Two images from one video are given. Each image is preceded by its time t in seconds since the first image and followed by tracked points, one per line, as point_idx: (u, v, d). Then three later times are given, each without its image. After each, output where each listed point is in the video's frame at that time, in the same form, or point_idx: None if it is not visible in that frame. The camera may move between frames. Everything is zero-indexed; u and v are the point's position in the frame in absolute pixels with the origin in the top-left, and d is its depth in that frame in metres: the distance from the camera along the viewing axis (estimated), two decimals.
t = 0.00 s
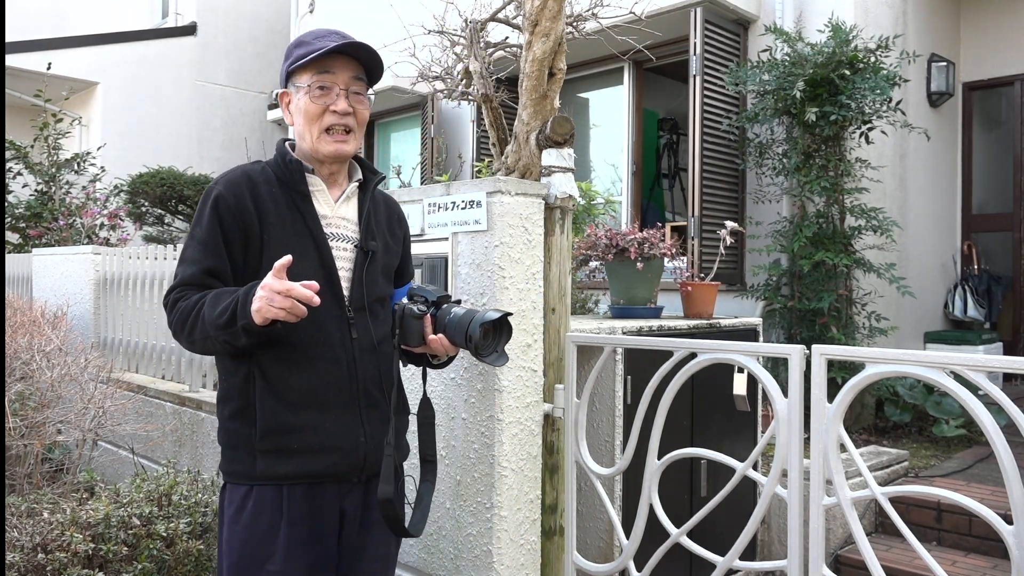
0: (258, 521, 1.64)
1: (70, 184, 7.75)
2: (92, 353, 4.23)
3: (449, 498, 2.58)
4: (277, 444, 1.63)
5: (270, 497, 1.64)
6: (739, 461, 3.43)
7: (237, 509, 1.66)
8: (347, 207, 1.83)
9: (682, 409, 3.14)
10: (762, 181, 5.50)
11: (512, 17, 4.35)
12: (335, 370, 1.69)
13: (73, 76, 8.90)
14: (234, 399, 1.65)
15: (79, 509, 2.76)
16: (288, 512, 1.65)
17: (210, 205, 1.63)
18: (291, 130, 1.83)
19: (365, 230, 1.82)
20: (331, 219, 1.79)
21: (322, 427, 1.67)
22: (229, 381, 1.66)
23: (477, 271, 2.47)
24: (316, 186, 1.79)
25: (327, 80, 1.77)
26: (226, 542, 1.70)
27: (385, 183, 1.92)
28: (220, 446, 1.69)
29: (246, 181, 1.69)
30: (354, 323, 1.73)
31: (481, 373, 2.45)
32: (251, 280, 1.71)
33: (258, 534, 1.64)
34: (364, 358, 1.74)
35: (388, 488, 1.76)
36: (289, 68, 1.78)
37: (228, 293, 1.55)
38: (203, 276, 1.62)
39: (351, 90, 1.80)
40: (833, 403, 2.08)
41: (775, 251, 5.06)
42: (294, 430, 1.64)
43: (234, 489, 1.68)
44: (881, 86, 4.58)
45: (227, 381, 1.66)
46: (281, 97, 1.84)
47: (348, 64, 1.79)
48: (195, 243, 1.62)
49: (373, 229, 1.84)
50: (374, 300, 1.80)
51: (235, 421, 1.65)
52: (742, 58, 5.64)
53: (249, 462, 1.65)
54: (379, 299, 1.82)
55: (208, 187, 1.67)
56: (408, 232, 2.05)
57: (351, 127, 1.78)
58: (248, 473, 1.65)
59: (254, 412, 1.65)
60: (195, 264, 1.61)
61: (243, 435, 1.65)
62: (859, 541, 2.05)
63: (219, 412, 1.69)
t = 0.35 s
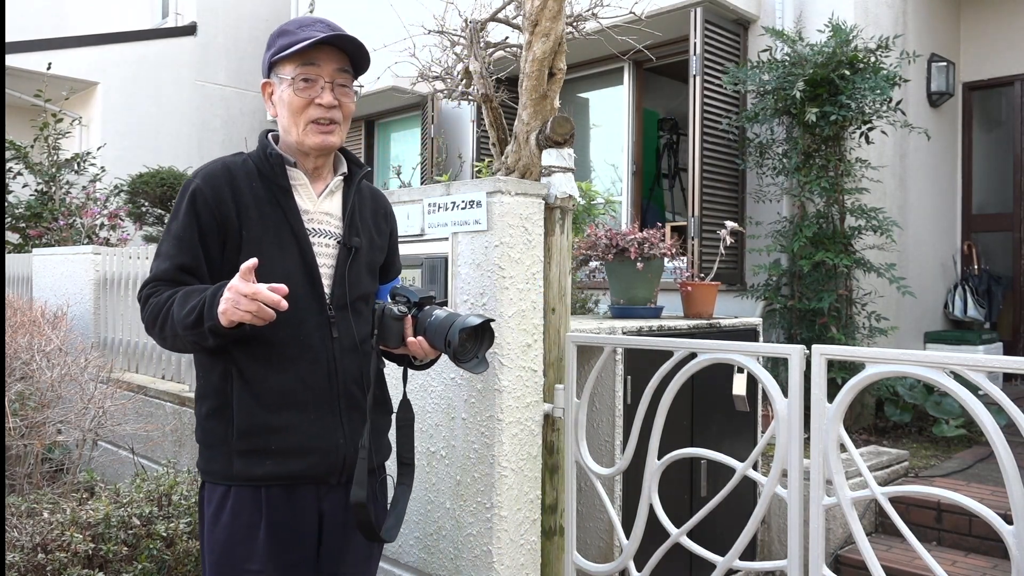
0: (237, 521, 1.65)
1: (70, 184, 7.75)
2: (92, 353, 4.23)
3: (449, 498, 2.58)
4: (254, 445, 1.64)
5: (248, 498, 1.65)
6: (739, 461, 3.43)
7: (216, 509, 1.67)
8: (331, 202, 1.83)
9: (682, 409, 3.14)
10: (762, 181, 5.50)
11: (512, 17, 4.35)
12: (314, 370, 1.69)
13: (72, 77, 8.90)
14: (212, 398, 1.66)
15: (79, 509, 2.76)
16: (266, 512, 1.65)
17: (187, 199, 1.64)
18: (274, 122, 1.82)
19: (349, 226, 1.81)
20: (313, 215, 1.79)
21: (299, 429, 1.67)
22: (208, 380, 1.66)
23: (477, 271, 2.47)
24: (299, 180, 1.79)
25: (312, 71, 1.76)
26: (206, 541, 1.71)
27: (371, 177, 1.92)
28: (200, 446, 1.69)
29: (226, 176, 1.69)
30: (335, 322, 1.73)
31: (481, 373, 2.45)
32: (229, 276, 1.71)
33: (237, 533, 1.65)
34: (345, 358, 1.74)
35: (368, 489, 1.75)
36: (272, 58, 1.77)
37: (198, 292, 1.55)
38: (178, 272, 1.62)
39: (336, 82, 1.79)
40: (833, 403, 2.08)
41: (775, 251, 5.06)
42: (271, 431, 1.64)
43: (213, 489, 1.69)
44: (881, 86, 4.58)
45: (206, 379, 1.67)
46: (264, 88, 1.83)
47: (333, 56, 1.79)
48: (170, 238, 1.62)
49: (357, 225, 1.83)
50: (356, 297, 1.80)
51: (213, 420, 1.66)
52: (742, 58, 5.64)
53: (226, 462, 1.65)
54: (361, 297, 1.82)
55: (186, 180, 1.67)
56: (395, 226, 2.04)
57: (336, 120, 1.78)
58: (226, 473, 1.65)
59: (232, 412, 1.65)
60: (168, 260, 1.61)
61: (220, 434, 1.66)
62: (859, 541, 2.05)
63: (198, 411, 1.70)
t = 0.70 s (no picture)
0: (234, 523, 1.65)
1: (70, 183, 7.75)
2: (92, 353, 4.23)
3: (449, 498, 2.58)
4: (251, 447, 1.64)
5: (244, 500, 1.65)
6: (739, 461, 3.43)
7: (212, 512, 1.67)
8: (325, 202, 1.84)
9: (682, 409, 3.14)
10: (762, 181, 5.50)
11: (511, 17, 4.35)
12: (311, 372, 1.69)
13: (72, 77, 8.90)
14: (206, 400, 1.65)
15: (79, 509, 2.77)
16: (263, 514, 1.65)
17: (179, 199, 1.63)
18: (267, 118, 1.81)
19: (344, 226, 1.82)
20: (307, 214, 1.79)
21: (296, 431, 1.67)
22: (203, 380, 1.66)
23: (477, 271, 2.47)
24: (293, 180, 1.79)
25: (309, 70, 1.76)
26: (202, 543, 1.71)
27: (365, 174, 1.93)
28: (195, 449, 1.69)
29: (218, 175, 1.68)
30: (332, 323, 1.73)
31: (481, 373, 2.45)
32: (222, 277, 1.71)
33: (234, 535, 1.65)
34: (342, 360, 1.74)
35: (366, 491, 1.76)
36: (269, 55, 1.76)
37: (194, 294, 1.55)
38: (172, 274, 1.61)
39: (332, 81, 1.79)
40: (833, 403, 2.08)
41: (775, 251, 5.05)
42: (267, 434, 1.64)
43: (209, 491, 1.68)
44: (881, 86, 4.58)
45: (200, 381, 1.67)
46: (257, 83, 1.82)
47: (330, 55, 1.79)
48: (163, 240, 1.61)
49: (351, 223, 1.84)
50: (352, 297, 1.80)
51: (207, 422, 1.65)
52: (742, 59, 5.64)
53: (222, 465, 1.65)
54: (357, 296, 1.82)
55: (178, 180, 1.66)
56: (389, 223, 2.05)
57: (332, 120, 1.78)
58: (222, 476, 1.65)
59: (228, 414, 1.65)
60: (162, 263, 1.60)
61: (215, 437, 1.65)
62: (859, 540, 2.05)
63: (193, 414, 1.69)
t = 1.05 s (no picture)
0: (238, 523, 1.65)
1: (70, 183, 7.75)
2: (92, 353, 4.23)
3: (449, 498, 2.58)
4: (256, 447, 1.64)
5: (248, 500, 1.65)
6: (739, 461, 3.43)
7: (216, 510, 1.67)
8: (332, 203, 1.84)
9: (683, 409, 3.14)
10: (762, 181, 5.50)
11: (511, 17, 4.34)
12: (316, 373, 1.69)
13: (72, 77, 8.90)
14: (212, 400, 1.66)
15: (79, 509, 2.76)
16: (267, 514, 1.65)
17: (187, 199, 1.63)
18: (280, 115, 1.79)
19: (353, 228, 1.81)
20: (315, 215, 1.79)
21: (302, 432, 1.67)
22: (209, 380, 1.66)
23: (477, 271, 2.47)
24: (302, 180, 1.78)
25: (333, 75, 1.75)
26: (206, 542, 1.71)
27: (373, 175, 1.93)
28: (200, 449, 1.69)
29: (226, 174, 1.68)
30: (337, 325, 1.73)
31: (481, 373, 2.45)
32: (229, 277, 1.71)
33: (237, 534, 1.65)
34: (347, 361, 1.74)
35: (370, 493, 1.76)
36: (293, 55, 1.74)
37: (201, 295, 1.54)
38: (180, 273, 1.61)
39: (354, 90, 1.79)
40: (833, 403, 2.08)
41: (775, 251, 5.05)
42: (272, 434, 1.64)
43: (214, 491, 1.68)
44: (881, 86, 4.58)
45: (205, 381, 1.67)
46: (274, 79, 1.80)
47: (354, 63, 1.78)
48: (170, 239, 1.61)
49: (360, 226, 1.84)
50: (357, 299, 1.80)
51: (213, 422, 1.66)
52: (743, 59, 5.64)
53: (227, 465, 1.65)
54: (362, 298, 1.82)
55: (186, 179, 1.66)
56: (397, 225, 2.05)
57: (349, 127, 1.78)
58: (226, 476, 1.65)
59: (233, 414, 1.65)
60: (169, 262, 1.60)
61: (220, 437, 1.65)
62: (858, 541, 2.05)
63: (198, 414, 1.69)
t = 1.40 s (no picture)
0: (245, 522, 1.65)
1: (70, 183, 7.75)
2: (92, 353, 4.24)
3: (449, 498, 2.58)
4: (265, 447, 1.64)
5: (256, 499, 1.65)
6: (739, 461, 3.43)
7: (224, 509, 1.67)
8: (341, 203, 1.83)
9: (683, 408, 3.14)
10: (761, 181, 5.49)
11: (511, 17, 4.34)
12: (325, 373, 1.69)
13: (73, 77, 8.90)
14: (220, 399, 1.66)
15: (79, 509, 2.77)
16: (275, 513, 1.65)
17: (197, 199, 1.63)
18: (291, 115, 1.79)
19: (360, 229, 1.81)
20: (323, 216, 1.79)
21: (310, 431, 1.67)
22: (216, 380, 1.67)
23: (477, 271, 2.47)
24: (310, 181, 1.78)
25: (344, 77, 1.75)
26: (213, 541, 1.71)
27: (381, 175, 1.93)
28: (207, 448, 1.69)
29: (235, 174, 1.69)
30: (346, 324, 1.73)
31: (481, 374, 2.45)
32: (237, 277, 1.71)
33: (245, 533, 1.65)
34: (355, 362, 1.74)
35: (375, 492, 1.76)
36: (306, 56, 1.74)
37: (211, 294, 1.54)
38: (190, 273, 1.61)
39: (365, 93, 1.79)
40: (833, 403, 2.08)
41: (775, 251, 5.06)
42: (280, 434, 1.64)
43: (221, 490, 1.69)
44: (881, 86, 4.58)
45: (214, 379, 1.67)
46: (285, 78, 1.80)
47: (366, 67, 1.78)
48: (180, 238, 1.61)
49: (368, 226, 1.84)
50: (364, 299, 1.80)
51: (220, 421, 1.66)
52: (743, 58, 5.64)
53: (235, 464, 1.65)
54: (370, 298, 1.82)
55: (196, 179, 1.66)
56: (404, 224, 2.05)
57: (358, 130, 1.78)
58: (234, 475, 1.65)
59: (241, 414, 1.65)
60: (179, 262, 1.60)
61: (228, 436, 1.66)
62: (859, 541, 2.05)
63: (206, 413, 1.69)
